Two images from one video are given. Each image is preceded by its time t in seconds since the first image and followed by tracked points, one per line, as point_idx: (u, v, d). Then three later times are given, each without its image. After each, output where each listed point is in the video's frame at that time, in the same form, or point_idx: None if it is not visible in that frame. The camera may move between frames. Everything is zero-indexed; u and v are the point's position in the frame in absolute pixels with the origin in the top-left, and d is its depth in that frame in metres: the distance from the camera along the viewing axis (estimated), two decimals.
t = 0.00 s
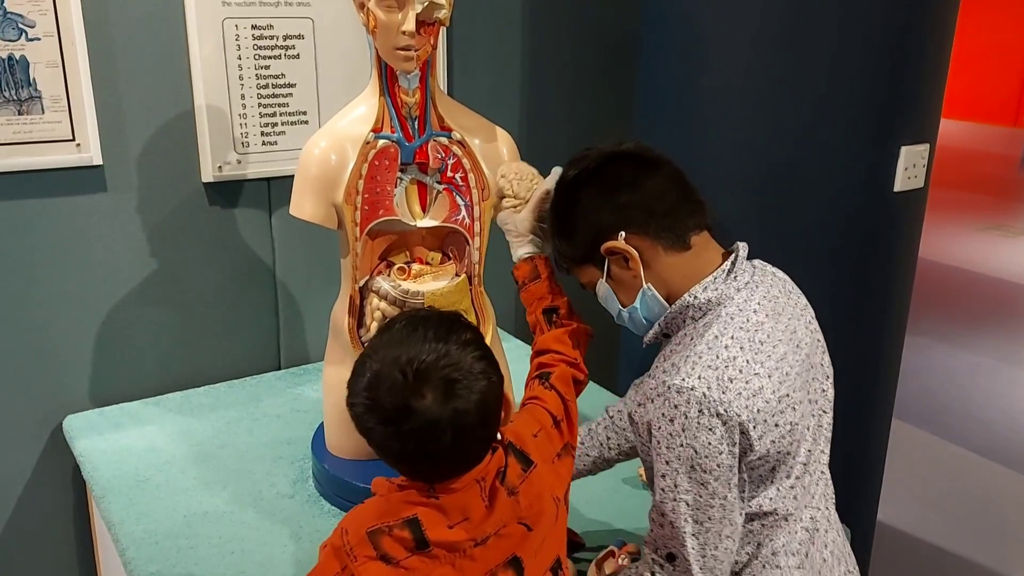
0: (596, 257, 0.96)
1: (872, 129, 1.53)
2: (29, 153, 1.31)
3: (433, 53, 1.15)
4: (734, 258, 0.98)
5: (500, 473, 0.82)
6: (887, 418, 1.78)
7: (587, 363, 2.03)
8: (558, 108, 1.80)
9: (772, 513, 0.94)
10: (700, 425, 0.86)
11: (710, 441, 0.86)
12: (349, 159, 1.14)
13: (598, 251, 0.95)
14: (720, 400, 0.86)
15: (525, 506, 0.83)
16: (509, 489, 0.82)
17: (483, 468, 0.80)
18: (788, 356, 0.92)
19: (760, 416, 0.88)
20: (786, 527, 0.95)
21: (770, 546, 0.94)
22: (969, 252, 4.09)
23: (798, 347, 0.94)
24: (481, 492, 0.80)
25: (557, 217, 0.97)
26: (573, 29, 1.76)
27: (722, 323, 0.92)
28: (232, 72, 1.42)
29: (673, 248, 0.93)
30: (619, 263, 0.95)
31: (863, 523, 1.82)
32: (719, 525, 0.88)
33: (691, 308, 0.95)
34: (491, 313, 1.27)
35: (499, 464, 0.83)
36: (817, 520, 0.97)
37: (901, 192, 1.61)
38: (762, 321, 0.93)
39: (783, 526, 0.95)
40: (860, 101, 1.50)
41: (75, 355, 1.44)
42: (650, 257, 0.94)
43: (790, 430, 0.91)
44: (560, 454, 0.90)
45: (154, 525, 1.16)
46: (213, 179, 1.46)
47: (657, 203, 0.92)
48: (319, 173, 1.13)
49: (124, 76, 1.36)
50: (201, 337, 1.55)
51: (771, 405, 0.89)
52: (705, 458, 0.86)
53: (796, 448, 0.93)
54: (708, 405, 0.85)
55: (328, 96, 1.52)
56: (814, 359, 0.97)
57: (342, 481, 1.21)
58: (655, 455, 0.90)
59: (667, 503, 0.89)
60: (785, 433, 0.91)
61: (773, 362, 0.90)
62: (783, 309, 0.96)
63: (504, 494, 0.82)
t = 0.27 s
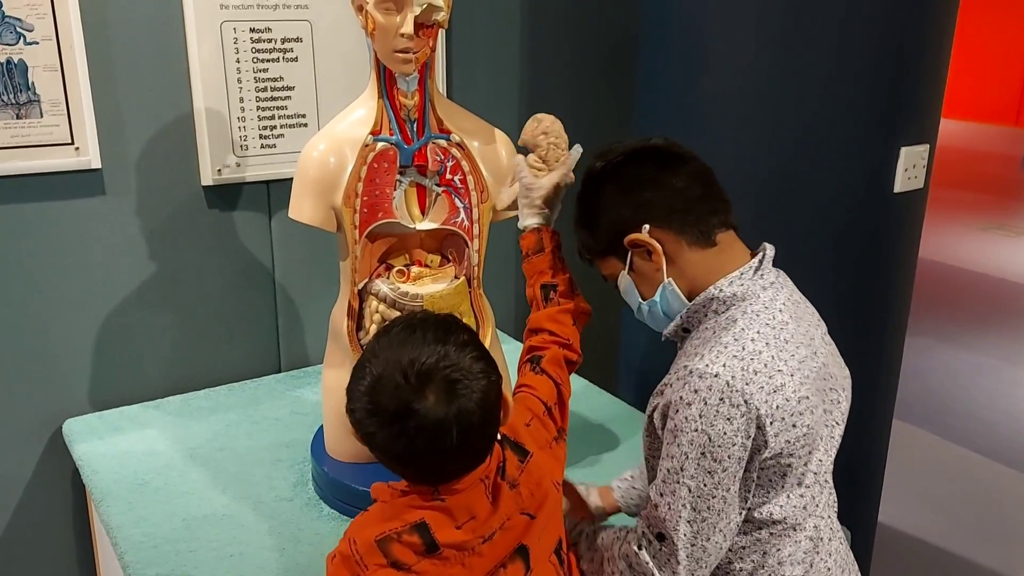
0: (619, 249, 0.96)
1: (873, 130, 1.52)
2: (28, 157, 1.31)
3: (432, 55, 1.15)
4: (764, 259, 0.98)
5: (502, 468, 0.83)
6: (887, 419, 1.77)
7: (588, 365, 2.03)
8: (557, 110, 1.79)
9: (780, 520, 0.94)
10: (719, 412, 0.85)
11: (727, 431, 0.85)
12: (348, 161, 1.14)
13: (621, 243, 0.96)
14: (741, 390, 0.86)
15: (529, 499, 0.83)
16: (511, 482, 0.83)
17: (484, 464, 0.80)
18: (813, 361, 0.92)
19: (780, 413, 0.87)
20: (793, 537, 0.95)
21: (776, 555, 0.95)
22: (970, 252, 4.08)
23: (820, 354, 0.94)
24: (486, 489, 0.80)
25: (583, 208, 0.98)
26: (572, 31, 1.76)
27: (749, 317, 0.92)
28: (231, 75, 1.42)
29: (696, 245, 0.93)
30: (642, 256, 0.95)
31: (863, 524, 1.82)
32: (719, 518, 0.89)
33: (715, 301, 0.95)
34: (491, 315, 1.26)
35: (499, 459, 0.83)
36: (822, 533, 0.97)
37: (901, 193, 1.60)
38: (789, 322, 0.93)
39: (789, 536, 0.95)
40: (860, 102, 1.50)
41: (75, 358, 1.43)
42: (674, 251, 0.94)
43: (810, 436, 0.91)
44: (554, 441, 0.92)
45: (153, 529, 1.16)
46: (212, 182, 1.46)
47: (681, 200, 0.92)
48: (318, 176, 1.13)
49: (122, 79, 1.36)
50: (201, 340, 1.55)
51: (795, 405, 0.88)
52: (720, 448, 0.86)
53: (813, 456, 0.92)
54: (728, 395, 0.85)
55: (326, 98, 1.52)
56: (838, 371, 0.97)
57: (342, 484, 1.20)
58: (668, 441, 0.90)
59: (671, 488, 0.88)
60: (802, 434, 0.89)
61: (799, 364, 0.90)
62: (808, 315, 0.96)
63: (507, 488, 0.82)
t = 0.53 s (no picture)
0: (671, 228, 0.97)
1: (871, 134, 1.52)
2: (29, 163, 1.31)
3: (431, 61, 1.16)
4: (812, 265, 0.98)
5: (512, 488, 0.83)
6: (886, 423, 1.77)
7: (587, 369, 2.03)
8: (556, 115, 1.80)
9: (791, 524, 0.95)
10: (743, 408, 0.86)
11: (750, 429, 0.86)
12: (348, 167, 1.14)
13: (675, 225, 0.97)
14: (768, 389, 0.86)
15: (540, 517, 0.84)
16: (523, 501, 0.83)
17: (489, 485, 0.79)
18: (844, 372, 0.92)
19: (803, 417, 0.88)
20: (799, 544, 0.96)
21: (779, 560, 0.96)
22: (969, 255, 4.08)
23: (852, 366, 0.94)
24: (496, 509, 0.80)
25: (644, 182, 0.99)
26: (571, 36, 1.77)
27: (785, 318, 0.92)
28: (231, 81, 1.43)
29: (749, 238, 0.94)
30: (691, 240, 0.96)
31: (862, 528, 1.82)
32: (729, 512, 0.90)
33: (755, 297, 0.95)
34: (490, 320, 1.26)
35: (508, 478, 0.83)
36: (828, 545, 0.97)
37: (899, 197, 1.61)
38: (824, 328, 0.93)
39: (796, 543, 0.96)
40: (857, 106, 1.51)
41: (75, 364, 1.44)
42: (724, 239, 0.95)
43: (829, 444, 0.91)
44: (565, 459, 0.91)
45: (154, 534, 1.16)
46: (212, 188, 1.46)
47: (742, 192, 0.93)
48: (318, 182, 1.13)
49: (123, 86, 1.36)
50: (201, 345, 1.55)
51: (817, 410, 0.89)
52: (741, 444, 0.86)
53: (829, 464, 0.93)
54: (754, 392, 0.86)
55: (326, 104, 1.53)
56: (867, 386, 0.97)
57: (342, 489, 1.21)
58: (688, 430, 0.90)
59: (685, 477, 0.89)
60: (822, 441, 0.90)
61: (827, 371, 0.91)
62: (847, 325, 0.96)
63: (518, 507, 0.82)
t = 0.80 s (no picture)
0: (702, 222, 0.98)
1: (870, 136, 1.53)
2: (32, 166, 1.32)
3: (433, 64, 1.16)
4: (842, 270, 0.98)
5: (505, 493, 0.83)
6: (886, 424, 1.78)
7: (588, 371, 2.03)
8: (557, 117, 1.81)
9: (799, 525, 0.96)
10: (759, 407, 0.86)
11: (764, 429, 0.87)
12: (350, 169, 1.15)
13: (708, 218, 0.97)
14: (785, 389, 0.87)
15: (533, 524, 0.83)
16: (516, 507, 0.83)
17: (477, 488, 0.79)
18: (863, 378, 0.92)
19: (818, 419, 0.88)
20: (807, 544, 0.97)
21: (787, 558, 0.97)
22: (969, 257, 4.09)
23: (869, 372, 0.93)
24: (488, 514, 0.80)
25: (680, 174, 1.00)
26: (572, 39, 1.77)
27: (808, 320, 0.92)
28: (234, 84, 1.44)
29: (781, 235, 0.94)
30: (722, 235, 0.97)
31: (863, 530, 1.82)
32: (742, 510, 0.90)
33: (780, 297, 0.95)
34: (492, 321, 1.27)
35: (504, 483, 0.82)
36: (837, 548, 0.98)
37: (899, 199, 1.61)
38: (847, 333, 0.93)
39: (804, 543, 0.97)
40: (857, 108, 1.51)
41: (78, 366, 1.44)
42: (755, 235, 0.95)
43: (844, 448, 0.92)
44: (566, 467, 0.90)
45: (157, 535, 1.17)
46: (215, 190, 1.47)
47: (777, 190, 0.93)
48: (320, 184, 1.14)
49: (126, 88, 1.37)
50: (203, 347, 1.55)
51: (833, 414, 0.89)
52: (755, 443, 0.87)
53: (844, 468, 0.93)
54: (771, 392, 0.86)
55: (329, 107, 1.53)
56: (888, 394, 0.97)
57: (345, 490, 1.21)
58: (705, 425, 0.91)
59: (700, 472, 0.90)
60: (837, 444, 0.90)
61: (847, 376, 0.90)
62: (871, 332, 0.96)
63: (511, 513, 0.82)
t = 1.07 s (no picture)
0: (713, 222, 0.98)
1: (872, 138, 1.54)
2: (37, 168, 1.32)
3: (437, 68, 1.17)
4: (850, 277, 0.98)
5: (512, 485, 0.83)
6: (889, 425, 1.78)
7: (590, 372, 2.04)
8: (560, 120, 1.81)
9: (801, 528, 0.96)
10: (761, 410, 0.87)
11: (766, 432, 0.87)
12: (354, 171, 1.15)
13: (719, 217, 0.97)
14: (787, 393, 0.87)
15: (539, 517, 0.83)
16: (523, 500, 0.83)
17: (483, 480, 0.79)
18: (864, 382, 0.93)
19: (821, 423, 0.89)
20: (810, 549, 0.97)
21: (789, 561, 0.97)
22: (970, 259, 4.09)
23: (875, 377, 0.96)
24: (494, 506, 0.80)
25: (694, 174, 1.00)
26: (574, 42, 1.78)
27: (812, 325, 0.93)
28: (237, 87, 1.44)
29: (791, 237, 0.95)
30: (733, 235, 0.97)
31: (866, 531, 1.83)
32: (745, 514, 0.91)
33: (786, 301, 0.96)
34: (496, 322, 1.27)
35: (510, 475, 0.83)
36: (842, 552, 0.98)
37: (901, 201, 1.62)
38: (851, 338, 0.94)
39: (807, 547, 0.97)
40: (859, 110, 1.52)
41: (83, 367, 1.45)
42: (765, 235, 0.95)
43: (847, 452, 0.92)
44: (574, 467, 0.90)
45: (161, 536, 1.17)
46: (219, 193, 1.48)
47: (788, 191, 0.93)
48: (324, 186, 1.14)
49: (130, 91, 1.38)
50: (207, 349, 1.56)
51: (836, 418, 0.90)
52: (757, 447, 0.87)
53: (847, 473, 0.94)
54: (773, 396, 0.87)
55: (332, 109, 1.54)
56: (892, 398, 0.97)
57: (348, 491, 1.22)
58: (707, 429, 0.91)
59: (702, 477, 0.90)
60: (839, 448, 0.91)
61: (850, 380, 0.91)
62: (875, 336, 0.97)
63: (517, 506, 0.82)
